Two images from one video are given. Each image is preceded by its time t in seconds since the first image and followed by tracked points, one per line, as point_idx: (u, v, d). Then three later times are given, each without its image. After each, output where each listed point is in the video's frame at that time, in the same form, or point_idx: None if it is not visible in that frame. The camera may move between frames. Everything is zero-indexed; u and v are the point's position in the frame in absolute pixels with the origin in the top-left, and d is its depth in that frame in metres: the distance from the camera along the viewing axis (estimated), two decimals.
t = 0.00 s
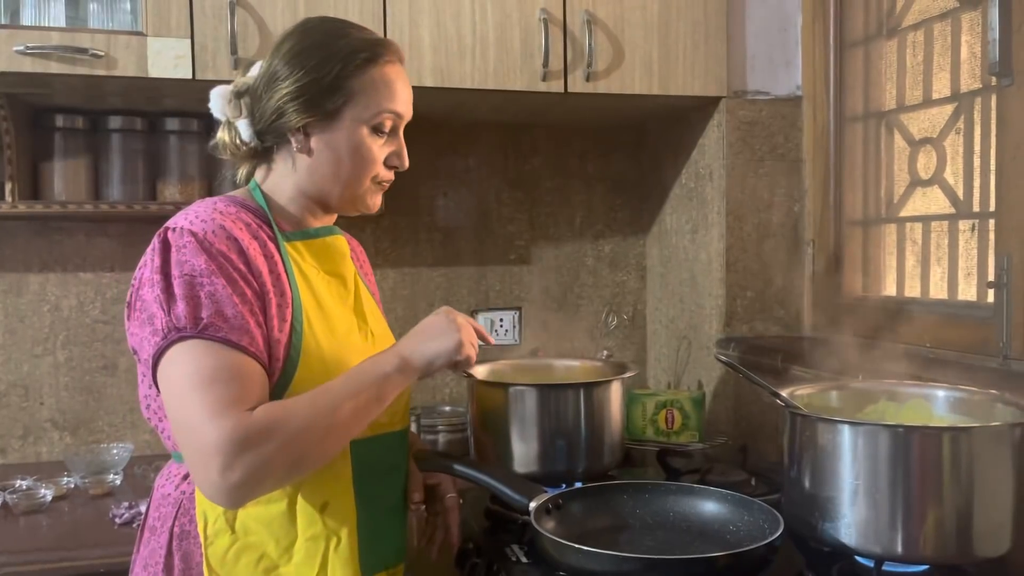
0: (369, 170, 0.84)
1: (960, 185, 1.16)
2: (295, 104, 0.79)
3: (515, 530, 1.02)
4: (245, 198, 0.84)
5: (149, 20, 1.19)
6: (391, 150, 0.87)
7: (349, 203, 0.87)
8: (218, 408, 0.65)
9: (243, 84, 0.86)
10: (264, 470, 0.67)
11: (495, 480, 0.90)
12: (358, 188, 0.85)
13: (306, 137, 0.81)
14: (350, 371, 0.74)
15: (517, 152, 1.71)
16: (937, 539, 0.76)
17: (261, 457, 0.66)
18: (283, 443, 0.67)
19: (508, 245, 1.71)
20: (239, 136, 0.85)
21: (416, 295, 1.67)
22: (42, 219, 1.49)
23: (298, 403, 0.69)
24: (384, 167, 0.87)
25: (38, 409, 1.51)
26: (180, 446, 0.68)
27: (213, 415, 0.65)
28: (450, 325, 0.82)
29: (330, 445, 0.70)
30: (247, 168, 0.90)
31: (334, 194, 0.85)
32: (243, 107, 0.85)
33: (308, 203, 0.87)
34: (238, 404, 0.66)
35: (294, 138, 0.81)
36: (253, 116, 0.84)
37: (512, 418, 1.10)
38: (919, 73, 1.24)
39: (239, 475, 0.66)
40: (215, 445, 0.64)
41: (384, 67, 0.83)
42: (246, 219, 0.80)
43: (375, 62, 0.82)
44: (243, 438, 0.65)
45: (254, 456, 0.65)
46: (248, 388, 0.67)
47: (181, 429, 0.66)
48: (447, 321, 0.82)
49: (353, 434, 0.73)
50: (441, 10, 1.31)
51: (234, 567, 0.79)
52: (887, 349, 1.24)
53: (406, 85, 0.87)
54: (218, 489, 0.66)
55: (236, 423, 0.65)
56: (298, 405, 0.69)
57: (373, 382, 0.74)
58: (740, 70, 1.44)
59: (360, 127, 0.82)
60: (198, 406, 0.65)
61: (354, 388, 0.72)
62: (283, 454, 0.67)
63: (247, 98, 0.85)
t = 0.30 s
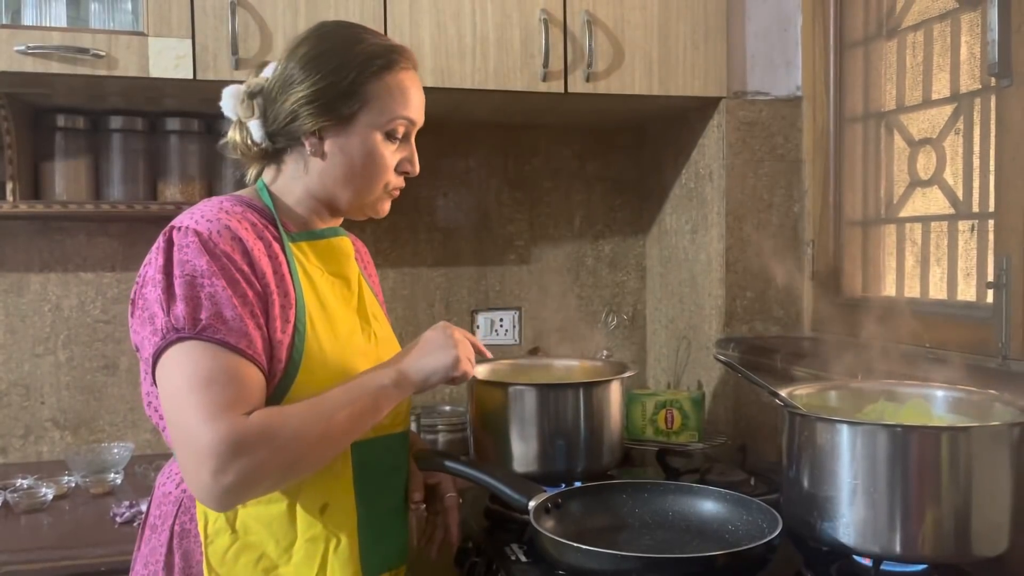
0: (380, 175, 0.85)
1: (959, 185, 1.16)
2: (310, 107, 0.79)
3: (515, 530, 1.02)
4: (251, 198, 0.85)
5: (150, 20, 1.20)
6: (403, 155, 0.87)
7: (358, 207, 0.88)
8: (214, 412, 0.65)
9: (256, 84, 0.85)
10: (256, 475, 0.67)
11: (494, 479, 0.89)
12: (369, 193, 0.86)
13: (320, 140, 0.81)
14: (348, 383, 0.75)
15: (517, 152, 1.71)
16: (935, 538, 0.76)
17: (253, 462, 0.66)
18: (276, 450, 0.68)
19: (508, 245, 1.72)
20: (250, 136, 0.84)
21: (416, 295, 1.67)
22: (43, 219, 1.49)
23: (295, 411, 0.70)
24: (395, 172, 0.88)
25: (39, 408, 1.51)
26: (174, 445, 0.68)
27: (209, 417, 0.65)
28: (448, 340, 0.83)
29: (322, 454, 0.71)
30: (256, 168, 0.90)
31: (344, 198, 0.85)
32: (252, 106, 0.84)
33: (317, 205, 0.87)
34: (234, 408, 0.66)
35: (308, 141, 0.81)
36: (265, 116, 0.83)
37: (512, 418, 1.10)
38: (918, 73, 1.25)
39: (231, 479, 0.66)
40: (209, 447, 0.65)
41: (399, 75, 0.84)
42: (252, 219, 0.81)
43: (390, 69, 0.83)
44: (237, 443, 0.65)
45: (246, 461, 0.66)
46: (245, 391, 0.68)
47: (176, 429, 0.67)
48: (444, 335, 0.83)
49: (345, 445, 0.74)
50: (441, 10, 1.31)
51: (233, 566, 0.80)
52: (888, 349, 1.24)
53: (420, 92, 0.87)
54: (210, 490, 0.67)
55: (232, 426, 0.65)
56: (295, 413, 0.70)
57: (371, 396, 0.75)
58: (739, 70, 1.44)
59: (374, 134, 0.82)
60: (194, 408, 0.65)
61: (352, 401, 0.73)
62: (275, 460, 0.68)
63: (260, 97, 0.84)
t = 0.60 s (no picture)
0: (330, 141, 0.82)
1: (959, 185, 1.16)
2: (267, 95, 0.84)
3: (516, 530, 1.02)
4: (256, 197, 0.85)
5: (152, 21, 1.20)
6: (357, 119, 0.83)
7: (326, 185, 0.84)
8: (213, 416, 0.65)
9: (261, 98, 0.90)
10: (250, 481, 0.67)
11: (494, 479, 0.89)
12: (326, 164, 0.83)
13: (280, 125, 0.85)
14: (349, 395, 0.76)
15: (518, 153, 1.71)
16: (935, 539, 0.76)
17: (249, 468, 0.67)
18: (271, 458, 0.68)
19: (509, 245, 1.72)
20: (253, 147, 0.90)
21: (418, 294, 1.67)
22: (45, 219, 1.49)
23: (294, 420, 0.70)
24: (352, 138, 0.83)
25: (40, 407, 1.51)
26: (169, 446, 0.69)
27: (207, 421, 0.65)
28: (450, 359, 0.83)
29: (317, 465, 0.72)
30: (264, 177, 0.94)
31: (309, 177, 0.84)
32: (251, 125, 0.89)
33: (298, 196, 0.86)
34: (233, 414, 0.67)
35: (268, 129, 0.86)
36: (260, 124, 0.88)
37: (513, 418, 1.10)
38: (919, 74, 1.25)
39: (225, 483, 0.66)
40: (205, 451, 0.65)
41: (339, 40, 0.83)
42: (258, 220, 0.81)
43: (334, 38, 0.83)
44: (234, 449, 0.65)
45: (242, 467, 0.66)
46: (244, 397, 0.68)
47: (171, 430, 0.67)
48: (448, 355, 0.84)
49: (341, 457, 0.74)
50: (442, 10, 1.31)
51: (237, 566, 0.80)
52: (889, 349, 1.23)
53: (374, 57, 0.85)
54: (202, 493, 0.67)
55: (230, 431, 0.65)
56: (294, 422, 0.70)
57: (371, 411, 0.75)
58: (740, 71, 1.44)
59: (315, 100, 0.82)
60: (191, 411, 0.66)
61: (352, 414, 0.74)
62: (271, 468, 0.68)
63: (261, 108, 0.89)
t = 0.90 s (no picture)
0: (290, 141, 0.83)
1: (962, 185, 1.16)
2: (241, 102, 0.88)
3: (517, 528, 1.02)
4: (251, 196, 0.85)
5: (155, 20, 1.20)
6: (314, 117, 0.83)
7: (297, 184, 0.85)
8: (205, 416, 0.66)
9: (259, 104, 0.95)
10: (242, 480, 0.68)
11: (495, 478, 0.89)
12: (290, 164, 0.84)
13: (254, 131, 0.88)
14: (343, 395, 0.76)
15: (520, 152, 1.71)
16: (936, 538, 0.76)
17: (241, 468, 0.67)
18: (264, 458, 0.68)
19: (511, 244, 1.72)
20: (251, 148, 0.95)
21: (420, 293, 1.67)
22: (49, 219, 1.50)
23: (286, 419, 0.71)
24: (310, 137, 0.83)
25: (43, 406, 1.52)
26: (163, 446, 0.69)
27: (199, 421, 0.66)
28: (445, 356, 0.83)
29: (311, 465, 0.72)
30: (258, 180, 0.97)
31: (281, 176, 0.85)
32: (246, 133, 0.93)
33: (281, 196, 0.88)
34: (227, 414, 0.67)
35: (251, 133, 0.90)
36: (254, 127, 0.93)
37: (514, 417, 1.10)
38: (922, 73, 1.24)
39: (217, 483, 0.67)
40: (197, 451, 0.65)
41: (291, 37, 0.84)
42: (252, 219, 0.81)
43: (286, 35, 0.84)
44: (227, 449, 0.66)
45: (234, 467, 0.67)
46: (238, 397, 0.68)
47: (165, 430, 0.67)
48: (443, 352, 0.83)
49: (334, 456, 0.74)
50: (444, 9, 1.31)
51: (235, 565, 0.80)
52: (892, 348, 1.23)
53: (328, 49, 0.84)
54: (195, 493, 0.67)
55: (222, 431, 0.66)
56: (286, 421, 0.70)
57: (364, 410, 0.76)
58: (743, 70, 1.44)
59: (273, 101, 0.83)
60: (184, 411, 0.66)
61: (345, 414, 0.74)
62: (263, 467, 0.68)
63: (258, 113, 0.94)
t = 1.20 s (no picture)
0: (281, 142, 0.83)
1: (967, 184, 1.16)
2: (229, 99, 0.87)
3: (520, 527, 1.02)
4: (237, 198, 0.86)
5: (159, 19, 1.20)
6: (307, 118, 0.83)
7: (286, 185, 0.85)
8: (182, 424, 0.66)
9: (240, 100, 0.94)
10: (217, 491, 0.68)
11: (500, 477, 0.89)
12: (281, 165, 0.84)
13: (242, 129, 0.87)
14: (327, 405, 0.75)
15: (523, 151, 1.71)
16: (941, 538, 0.76)
17: (216, 479, 0.67)
18: (239, 471, 0.68)
19: (515, 243, 1.72)
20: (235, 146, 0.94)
21: (423, 293, 1.67)
22: (53, 218, 1.50)
23: (264, 430, 0.70)
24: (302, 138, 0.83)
25: (48, 405, 1.52)
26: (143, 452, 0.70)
27: (175, 430, 0.66)
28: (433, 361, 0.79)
29: (287, 477, 0.72)
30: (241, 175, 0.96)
31: (269, 177, 0.85)
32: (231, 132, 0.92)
33: (267, 195, 0.88)
34: (204, 422, 0.67)
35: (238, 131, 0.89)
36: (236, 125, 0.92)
37: (517, 416, 1.10)
38: (926, 71, 1.24)
39: (192, 493, 0.67)
40: (172, 460, 0.66)
41: (283, 37, 0.83)
42: (235, 222, 0.81)
43: (278, 35, 0.84)
44: (202, 459, 0.66)
45: (210, 477, 0.67)
46: (216, 405, 0.68)
47: (143, 437, 0.68)
48: (429, 351, 0.80)
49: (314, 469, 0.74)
50: (448, 8, 1.31)
51: (232, 566, 0.80)
52: (897, 347, 1.23)
53: (319, 50, 0.84)
54: (170, 501, 0.68)
55: (196, 442, 0.66)
56: (264, 433, 0.70)
57: (346, 424, 0.74)
58: (747, 69, 1.43)
59: (265, 101, 0.83)
60: (162, 419, 0.66)
61: (325, 427, 0.73)
62: (238, 479, 0.68)
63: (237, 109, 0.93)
